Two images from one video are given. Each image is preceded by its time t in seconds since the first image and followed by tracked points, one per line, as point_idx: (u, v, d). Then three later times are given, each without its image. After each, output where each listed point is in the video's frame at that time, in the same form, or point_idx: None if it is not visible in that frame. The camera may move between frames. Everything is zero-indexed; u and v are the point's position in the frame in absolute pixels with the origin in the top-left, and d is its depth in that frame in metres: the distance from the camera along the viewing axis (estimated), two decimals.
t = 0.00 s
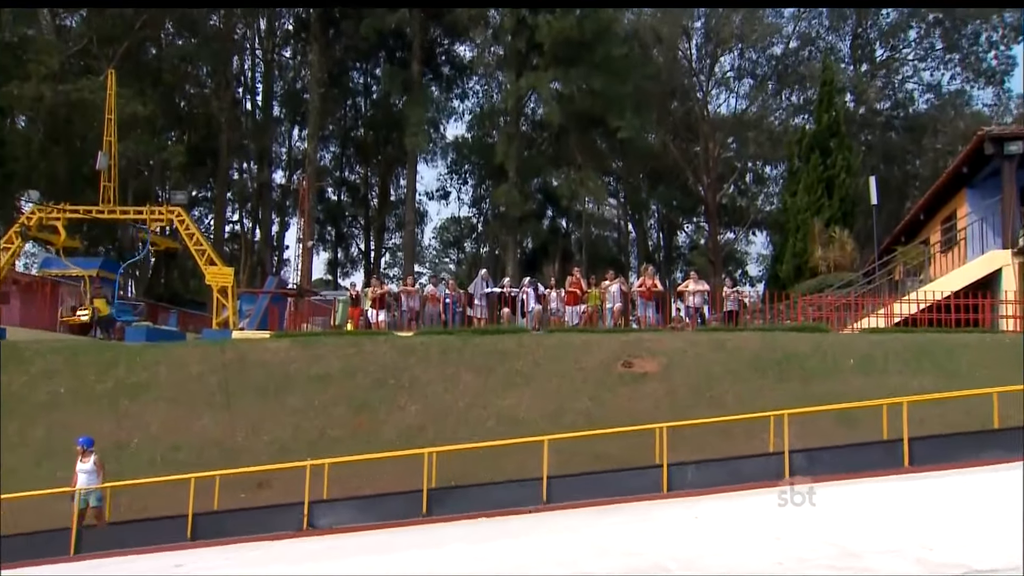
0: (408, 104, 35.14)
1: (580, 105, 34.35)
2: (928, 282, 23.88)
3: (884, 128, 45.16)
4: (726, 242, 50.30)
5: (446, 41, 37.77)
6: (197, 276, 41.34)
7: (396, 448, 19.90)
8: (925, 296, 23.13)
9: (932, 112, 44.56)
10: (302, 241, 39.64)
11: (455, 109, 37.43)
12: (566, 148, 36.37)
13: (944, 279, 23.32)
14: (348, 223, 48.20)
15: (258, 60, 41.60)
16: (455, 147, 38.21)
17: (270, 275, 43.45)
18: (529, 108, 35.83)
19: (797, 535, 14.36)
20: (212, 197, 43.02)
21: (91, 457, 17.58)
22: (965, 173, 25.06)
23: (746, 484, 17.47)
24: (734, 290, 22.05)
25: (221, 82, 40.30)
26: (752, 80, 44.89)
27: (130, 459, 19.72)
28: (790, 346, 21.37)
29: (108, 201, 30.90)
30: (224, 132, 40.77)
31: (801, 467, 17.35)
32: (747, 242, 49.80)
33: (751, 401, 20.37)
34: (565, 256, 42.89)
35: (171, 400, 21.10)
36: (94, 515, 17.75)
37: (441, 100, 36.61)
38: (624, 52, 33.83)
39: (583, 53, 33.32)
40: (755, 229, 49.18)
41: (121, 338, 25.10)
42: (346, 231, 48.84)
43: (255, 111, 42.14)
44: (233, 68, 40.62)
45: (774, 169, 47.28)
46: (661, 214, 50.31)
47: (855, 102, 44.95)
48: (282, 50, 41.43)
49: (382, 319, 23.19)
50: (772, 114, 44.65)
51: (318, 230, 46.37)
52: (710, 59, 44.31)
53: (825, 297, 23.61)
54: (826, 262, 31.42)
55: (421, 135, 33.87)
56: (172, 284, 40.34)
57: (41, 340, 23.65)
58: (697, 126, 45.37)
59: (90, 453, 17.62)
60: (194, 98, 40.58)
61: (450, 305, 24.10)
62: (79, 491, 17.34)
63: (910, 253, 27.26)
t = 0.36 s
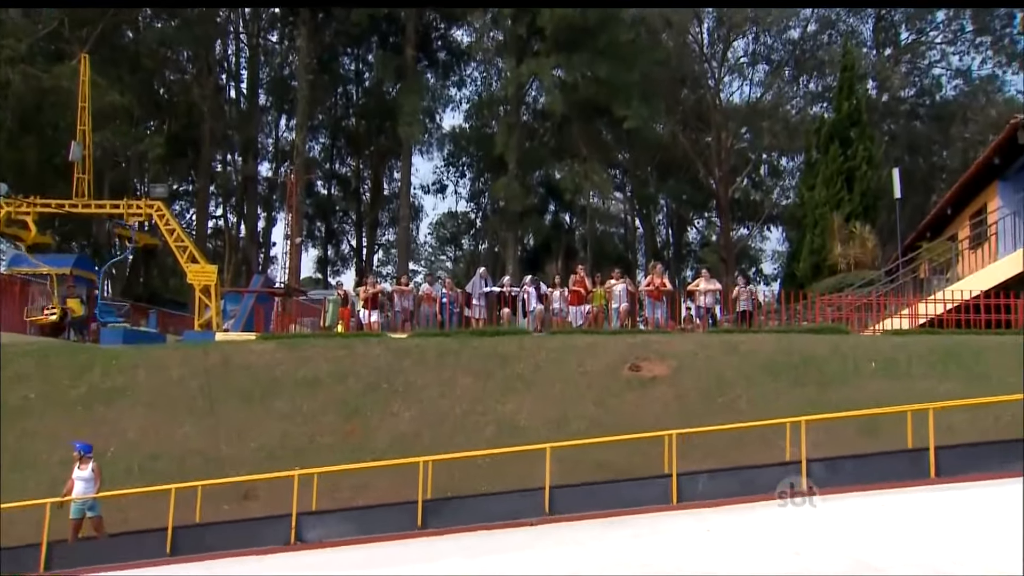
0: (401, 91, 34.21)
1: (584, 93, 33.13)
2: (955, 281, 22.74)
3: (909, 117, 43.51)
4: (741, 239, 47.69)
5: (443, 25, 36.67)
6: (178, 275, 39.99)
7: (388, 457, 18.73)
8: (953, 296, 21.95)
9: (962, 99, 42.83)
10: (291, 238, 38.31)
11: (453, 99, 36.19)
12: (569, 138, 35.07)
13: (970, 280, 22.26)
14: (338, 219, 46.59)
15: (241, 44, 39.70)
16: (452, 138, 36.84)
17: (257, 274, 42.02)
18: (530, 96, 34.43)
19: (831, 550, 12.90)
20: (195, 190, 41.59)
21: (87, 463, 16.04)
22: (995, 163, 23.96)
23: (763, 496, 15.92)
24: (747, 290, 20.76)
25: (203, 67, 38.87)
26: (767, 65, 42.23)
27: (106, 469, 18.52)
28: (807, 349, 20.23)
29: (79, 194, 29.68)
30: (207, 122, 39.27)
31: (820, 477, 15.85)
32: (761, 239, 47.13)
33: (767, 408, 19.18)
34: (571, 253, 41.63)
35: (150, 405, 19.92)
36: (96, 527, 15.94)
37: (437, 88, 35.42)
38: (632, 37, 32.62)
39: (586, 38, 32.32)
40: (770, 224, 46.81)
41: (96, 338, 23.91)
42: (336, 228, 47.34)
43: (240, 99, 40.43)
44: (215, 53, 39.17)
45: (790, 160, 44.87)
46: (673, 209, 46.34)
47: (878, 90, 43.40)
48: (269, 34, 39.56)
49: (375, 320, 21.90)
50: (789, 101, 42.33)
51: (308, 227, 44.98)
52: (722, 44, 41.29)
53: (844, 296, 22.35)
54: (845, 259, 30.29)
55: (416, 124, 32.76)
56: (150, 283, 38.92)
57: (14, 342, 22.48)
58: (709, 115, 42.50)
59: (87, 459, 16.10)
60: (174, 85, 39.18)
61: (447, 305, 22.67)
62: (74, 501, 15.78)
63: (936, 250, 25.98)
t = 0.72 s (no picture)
0: (395, 78, 32.77)
1: (589, 80, 31.77)
2: (984, 278, 21.55)
3: (937, 104, 42.50)
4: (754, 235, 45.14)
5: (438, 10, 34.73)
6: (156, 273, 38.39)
7: (381, 467, 17.61)
8: (982, 296, 20.70)
9: (994, 85, 41.71)
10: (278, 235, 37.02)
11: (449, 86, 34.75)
12: (573, 128, 33.68)
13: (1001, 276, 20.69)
14: (327, 213, 44.87)
15: (226, 27, 38.35)
16: (449, 127, 35.83)
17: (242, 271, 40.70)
18: (531, 84, 33.37)
19: (863, 564, 11.67)
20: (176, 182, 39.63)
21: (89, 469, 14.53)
22: None
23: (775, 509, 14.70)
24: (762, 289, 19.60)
25: (184, 52, 37.12)
26: (784, 50, 39.60)
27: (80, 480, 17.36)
28: (826, 351, 19.10)
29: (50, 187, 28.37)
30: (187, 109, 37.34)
31: (843, 488, 14.65)
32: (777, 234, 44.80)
33: (782, 416, 18.10)
34: (573, 250, 40.39)
35: (126, 412, 18.74)
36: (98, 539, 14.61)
37: (433, 74, 33.98)
38: (639, 22, 30.97)
39: (591, 24, 30.89)
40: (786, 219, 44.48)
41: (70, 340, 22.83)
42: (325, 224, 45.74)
43: (224, 86, 38.94)
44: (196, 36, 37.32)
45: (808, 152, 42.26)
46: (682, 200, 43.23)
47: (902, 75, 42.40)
48: (254, 18, 38.02)
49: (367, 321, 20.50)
50: (807, 88, 39.88)
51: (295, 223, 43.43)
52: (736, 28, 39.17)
53: (866, 296, 21.11)
54: (868, 255, 28.96)
55: (410, 113, 31.51)
56: (127, 281, 37.81)
57: None
58: (721, 104, 39.99)
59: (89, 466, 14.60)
60: (152, 71, 37.05)
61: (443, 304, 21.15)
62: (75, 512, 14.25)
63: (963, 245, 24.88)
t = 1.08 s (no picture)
0: (388, 65, 31.51)
1: (595, 66, 30.85)
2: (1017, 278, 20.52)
3: (967, 91, 41.22)
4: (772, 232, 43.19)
5: None
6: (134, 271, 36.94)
7: (373, 478, 16.54)
8: (1015, 296, 19.80)
9: None
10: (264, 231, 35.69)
11: (446, 72, 33.53)
12: (578, 118, 32.41)
13: None
14: (316, 208, 43.82)
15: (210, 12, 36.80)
16: (445, 116, 34.31)
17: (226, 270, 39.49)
18: (533, 70, 32.13)
19: None
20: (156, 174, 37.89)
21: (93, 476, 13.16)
22: None
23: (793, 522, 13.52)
24: (779, 287, 18.41)
25: (163, 34, 35.46)
26: (802, 32, 38.85)
27: (49, 493, 16.26)
28: (847, 354, 18.04)
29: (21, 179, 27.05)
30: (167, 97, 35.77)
31: (864, 500, 13.55)
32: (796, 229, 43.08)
33: (799, 424, 17.04)
34: (576, 246, 39.20)
35: (101, 419, 17.62)
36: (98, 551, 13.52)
37: (428, 61, 32.85)
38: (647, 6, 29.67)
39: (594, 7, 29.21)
40: (806, 213, 42.70)
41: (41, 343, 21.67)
42: (313, 218, 44.20)
43: (205, 73, 37.24)
44: (176, 18, 35.66)
45: (828, 142, 40.89)
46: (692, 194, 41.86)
47: (931, 60, 40.91)
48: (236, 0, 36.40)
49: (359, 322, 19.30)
50: (828, 74, 38.95)
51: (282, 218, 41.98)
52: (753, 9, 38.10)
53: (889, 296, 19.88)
54: (893, 253, 27.88)
55: (404, 102, 30.49)
56: (102, 281, 36.10)
57: None
58: (734, 91, 39.07)
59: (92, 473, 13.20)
60: (128, 55, 35.28)
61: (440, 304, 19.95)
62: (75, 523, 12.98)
63: (996, 243, 23.78)
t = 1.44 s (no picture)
0: (379, 51, 29.87)
1: (599, 52, 29.85)
2: None
3: (998, 76, 39.78)
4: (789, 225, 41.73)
5: None
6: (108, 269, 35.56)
7: (365, 488, 15.55)
8: None
9: None
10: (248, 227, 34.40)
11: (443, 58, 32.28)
12: (581, 107, 31.52)
13: None
14: (304, 202, 42.30)
15: None
16: (441, 104, 32.62)
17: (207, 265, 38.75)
18: (535, 55, 31.43)
19: None
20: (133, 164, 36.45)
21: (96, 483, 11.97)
22: None
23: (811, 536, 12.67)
24: (796, 286, 17.32)
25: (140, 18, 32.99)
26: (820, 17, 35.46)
27: (18, 506, 15.21)
28: (869, 357, 17.10)
29: None
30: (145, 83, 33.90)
31: (886, 514, 12.78)
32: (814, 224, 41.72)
33: (818, 432, 16.03)
34: (581, 242, 37.97)
35: (75, 426, 16.58)
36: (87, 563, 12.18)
37: (423, 46, 31.31)
38: None
39: None
40: (824, 207, 40.96)
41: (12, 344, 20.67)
42: (299, 210, 42.60)
43: (185, 58, 35.73)
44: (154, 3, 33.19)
45: (848, 132, 38.74)
46: (704, 188, 39.98)
47: (959, 44, 39.56)
48: None
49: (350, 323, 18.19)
50: (847, 60, 35.90)
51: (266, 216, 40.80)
52: None
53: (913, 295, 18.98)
54: (918, 248, 27.10)
55: (397, 91, 29.06)
56: (75, 280, 35.33)
57: None
58: (749, 78, 36.20)
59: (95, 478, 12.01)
60: (103, 38, 32.91)
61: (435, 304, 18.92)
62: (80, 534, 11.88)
63: None
